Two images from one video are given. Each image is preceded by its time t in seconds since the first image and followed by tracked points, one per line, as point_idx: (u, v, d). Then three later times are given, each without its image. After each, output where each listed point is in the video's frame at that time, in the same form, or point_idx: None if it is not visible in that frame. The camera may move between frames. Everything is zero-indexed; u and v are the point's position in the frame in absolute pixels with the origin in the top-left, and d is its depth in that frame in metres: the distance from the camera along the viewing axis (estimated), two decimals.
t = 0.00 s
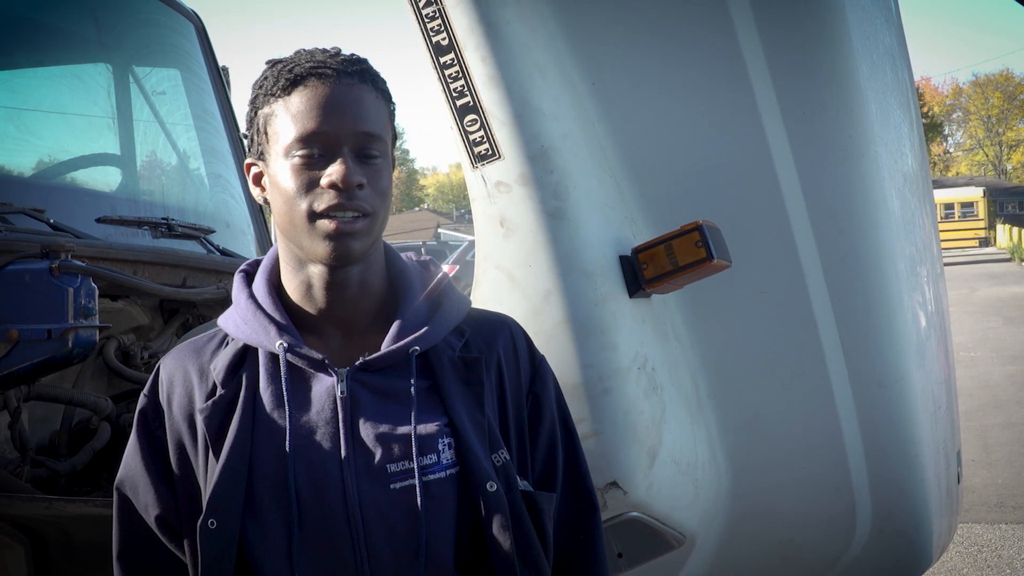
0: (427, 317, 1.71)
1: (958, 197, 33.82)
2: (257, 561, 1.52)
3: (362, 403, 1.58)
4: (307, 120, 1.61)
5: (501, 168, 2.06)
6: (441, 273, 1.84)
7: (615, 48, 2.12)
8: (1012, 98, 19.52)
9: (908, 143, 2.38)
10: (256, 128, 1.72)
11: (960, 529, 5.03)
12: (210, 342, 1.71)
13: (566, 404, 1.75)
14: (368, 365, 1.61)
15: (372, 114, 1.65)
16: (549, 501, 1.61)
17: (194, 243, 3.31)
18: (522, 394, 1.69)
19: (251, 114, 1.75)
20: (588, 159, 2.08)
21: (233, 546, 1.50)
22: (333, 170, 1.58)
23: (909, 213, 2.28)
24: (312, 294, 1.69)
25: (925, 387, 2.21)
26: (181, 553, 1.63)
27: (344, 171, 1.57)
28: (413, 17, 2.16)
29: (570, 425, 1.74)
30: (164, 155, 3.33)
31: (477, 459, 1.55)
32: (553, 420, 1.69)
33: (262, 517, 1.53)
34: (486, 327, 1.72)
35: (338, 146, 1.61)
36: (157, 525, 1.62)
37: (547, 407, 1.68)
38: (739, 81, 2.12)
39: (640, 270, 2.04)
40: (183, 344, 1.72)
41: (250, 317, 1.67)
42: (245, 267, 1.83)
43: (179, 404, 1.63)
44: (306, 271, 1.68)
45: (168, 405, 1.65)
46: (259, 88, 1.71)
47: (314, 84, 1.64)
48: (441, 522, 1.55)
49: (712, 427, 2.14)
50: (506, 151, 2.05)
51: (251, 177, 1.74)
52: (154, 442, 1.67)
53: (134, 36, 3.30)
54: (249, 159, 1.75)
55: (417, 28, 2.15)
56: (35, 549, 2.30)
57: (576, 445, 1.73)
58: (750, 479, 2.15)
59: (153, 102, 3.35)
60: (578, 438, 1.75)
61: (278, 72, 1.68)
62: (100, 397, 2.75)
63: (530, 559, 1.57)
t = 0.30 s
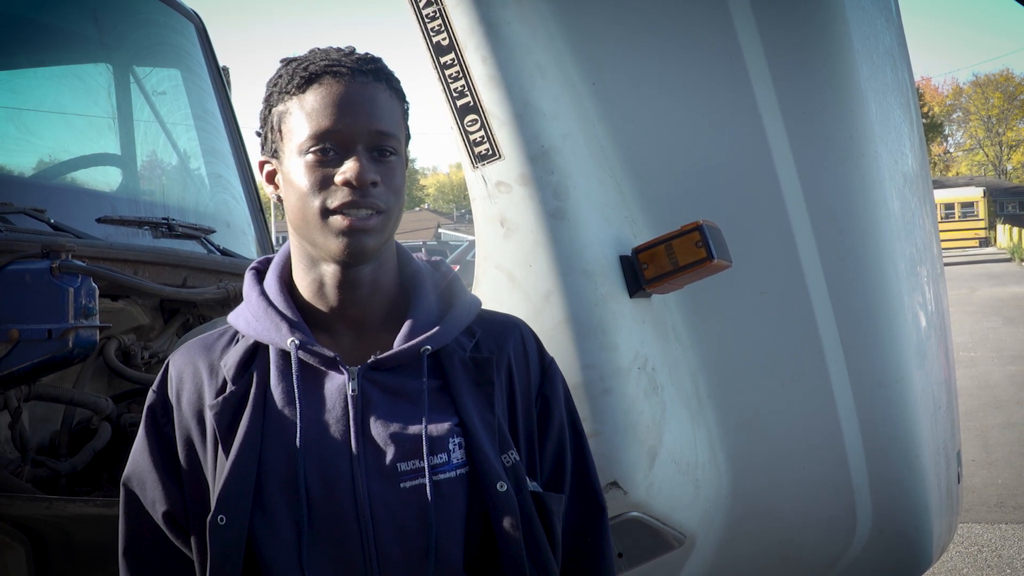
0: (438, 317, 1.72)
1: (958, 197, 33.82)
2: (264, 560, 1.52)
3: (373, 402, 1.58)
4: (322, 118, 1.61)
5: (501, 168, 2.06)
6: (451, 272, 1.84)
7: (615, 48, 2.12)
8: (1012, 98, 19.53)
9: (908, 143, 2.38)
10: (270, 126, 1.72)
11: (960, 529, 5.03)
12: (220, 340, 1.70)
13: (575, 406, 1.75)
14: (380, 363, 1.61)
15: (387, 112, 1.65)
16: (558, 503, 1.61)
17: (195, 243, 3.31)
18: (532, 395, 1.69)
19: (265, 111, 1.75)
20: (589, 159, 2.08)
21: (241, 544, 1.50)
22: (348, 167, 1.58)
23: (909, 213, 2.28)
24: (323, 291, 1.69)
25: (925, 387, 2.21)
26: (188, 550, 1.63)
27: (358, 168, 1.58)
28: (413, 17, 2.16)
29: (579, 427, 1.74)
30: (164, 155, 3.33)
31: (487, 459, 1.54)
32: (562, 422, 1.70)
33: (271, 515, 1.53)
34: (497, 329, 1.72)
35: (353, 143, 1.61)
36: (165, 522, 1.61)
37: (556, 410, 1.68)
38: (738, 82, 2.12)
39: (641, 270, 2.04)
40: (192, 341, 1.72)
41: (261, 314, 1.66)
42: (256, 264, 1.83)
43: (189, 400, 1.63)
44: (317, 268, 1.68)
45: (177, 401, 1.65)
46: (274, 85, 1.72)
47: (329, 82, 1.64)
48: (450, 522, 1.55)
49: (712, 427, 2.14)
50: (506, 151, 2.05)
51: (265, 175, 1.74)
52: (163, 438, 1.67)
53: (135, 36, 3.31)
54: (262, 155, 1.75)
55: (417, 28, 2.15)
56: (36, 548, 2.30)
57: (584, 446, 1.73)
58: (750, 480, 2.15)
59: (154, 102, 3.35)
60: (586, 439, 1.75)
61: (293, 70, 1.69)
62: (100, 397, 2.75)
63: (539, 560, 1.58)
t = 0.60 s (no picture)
0: (438, 316, 1.72)
1: (958, 197, 33.81)
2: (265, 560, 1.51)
3: (373, 402, 1.58)
4: (328, 121, 1.61)
5: (501, 168, 2.06)
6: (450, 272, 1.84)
7: (615, 48, 2.12)
8: (1012, 98, 19.53)
9: (909, 143, 2.38)
10: (274, 125, 1.72)
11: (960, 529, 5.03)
12: (219, 340, 1.70)
13: (574, 405, 1.75)
14: (380, 363, 1.61)
15: (393, 117, 1.65)
16: (558, 501, 1.61)
17: (195, 243, 3.31)
18: (532, 394, 1.69)
19: (269, 110, 1.74)
20: (589, 159, 2.08)
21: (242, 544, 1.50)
22: (352, 171, 1.58)
23: (909, 213, 2.28)
24: (324, 292, 1.68)
25: (925, 387, 2.21)
26: (188, 550, 1.62)
27: (362, 173, 1.57)
28: (413, 17, 2.16)
29: (578, 427, 1.74)
30: (164, 155, 3.32)
31: (487, 458, 1.54)
32: (562, 421, 1.69)
33: (271, 514, 1.53)
34: (496, 328, 1.72)
35: (357, 147, 1.61)
36: (165, 522, 1.61)
37: (555, 409, 1.68)
38: (738, 81, 2.12)
39: (641, 269, 2.04)
40: (192, 341, 1.72)
41: (261, 314, 1.66)
42: (255, 264, 1.83)
43: (188, 401, 1.63)
44: (318, 269, 1.67)
45: (176, 402, 1.64)
46: (279, 85, 1.71)
47: (335, 85, 1.64)
48: (450, 521, 1.55)
49: (712, 426, 2.14)
50: (506, 151, 2.05)
51: (267, 174, 1.74)
52: (162, 439, 1.67)
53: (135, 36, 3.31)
54: (265, 155, 1.75)
55: (417, 28, 2.15)
56: (36, 548, 2.30)
57: (584, 446, 1.73)
58: (751, 479, 2.15)
59: (154, 102, 3.35)
60: (585, 439, 1.75)
61: (298, 71, 1.68)
62: (101, 397, 2.74)
63: (539, 559, 1.58)
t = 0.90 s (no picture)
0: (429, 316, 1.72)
1: (958, 197, 33.80)
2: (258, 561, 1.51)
3: (364, 402, 1.58)
4: (316, 122, 1.61)
5: (501, 168, 2.05)
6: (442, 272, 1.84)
7: (615, 48, 2.12)
8: (1012, 97, 19.52)
9: (909, 143, 2.38)
10: (263, 126, 1.72)
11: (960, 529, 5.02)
12: (212, 343, 1.72)
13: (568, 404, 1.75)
14: (371, 363, 1.61)
15: (381, 117, 1.64)
16: (551, 499, 1.61)
17: (195, 242, 3.31)
18: (524, 393, 1.69)
19: (258, 112, 1.74)
20: (589, 159, 2.08)
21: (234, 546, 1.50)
22: (341, 172, 1.57)
23: (909, 212, 2.27)
24: (315, 292, 1.69)
25: (926, 387, 2.21)
26: (183, 553, 1.61)
27: (351, 173, 1.57)
28: (413, 17, 2.15)
29: (572, 425, 1.74)
30: (164, 155, 3.32)
31: (479, 457, 1.54)
32: (555, 420, 1.69)
33: (264, 515, 1.53)
34: (488, 327, 1.72)
35: (346, 148, 1.61)
36: (159, 524, 1.61)
37: (548, 408, 1.68)
38: (738, 81, 2.12)
39: (641, 269, 2.04)
40: (185, 344, 1.73)
41: (252, 317, 1.67)
42: (247, 267, 1.84)
43: (181, 402, 1.63)
44: (309, 269, 1.67)
45: (170, 404, 1.65)
46: (268, 86, 1.71)
47: (324, 86, 1.63)
48: (443, 521, 1.55)
49: (712, 426, 2.14)
50: (507, 151, 2.04)
51: (257, 174, 1.74)
52: (157, 441, 1.67)
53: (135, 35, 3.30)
54: (255, 156, 1.75)
55: (417, 27, 2.14)
56: (36, 547, 2.30)
57: (578, 445, 1.72)
58: (751, 479, 2.15)
59: (154, 101, 3.35)
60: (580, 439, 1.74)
61: (287, 72, 1.68)
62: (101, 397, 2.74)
63: (533, 558, 1.58)
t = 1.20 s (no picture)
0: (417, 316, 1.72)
1: (958, 197, 33.80)
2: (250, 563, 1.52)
3: (353, 402, 1.57)
4: (303, 126, 1.60)
5: (501, 168, 2.05)
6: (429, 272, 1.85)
7: (615, 49, 2.12)
8: (1013, 97, 19.52)
9: (909, 143, 2.38)
10: (250, 129, 1.71)
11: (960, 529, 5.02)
12: (200, 346, 1.71)
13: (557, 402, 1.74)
14: (360, 363, 1.60)
15: (368, 120, 1.64)
16: (541, 497, 1.60)
17: (195, 242, 3.31)
18: (514, 392, 1.68)
19: (245, 114, 1.74)
20: (588, 159, 2.08)
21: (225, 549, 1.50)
22: (327, 176, 1.57)
23: (909, 212, 2.27)
24: (303, 294, 1.68)
25: (926, 387, 2.21)
26: (174, 556, 1.62)
27: (338, 177, 1.57)
28: (413, 17, 2.15)
29: (562, 424, 1.73)
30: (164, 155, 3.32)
31: (469, 457, 1.54)
32: (544, 419, 1.69)
33: (255, 516, 1.54)
34: (476, 327, 1.71)
35: (333, 151, 1.60)
36: (150, 528, 1.62)
37: (537, 406, 1.68)
38: (738, 81, 2.12)
39: (641, 269, 2.04)
40: (175, 347, 1.72)
41: (241, 319, 1.67)
42: (234, 270, 1.83)
43: (171, 406, 1.63)
44: (296, 273, 1.67)
45: (159, 408, 1.65)
46: (255, 89, 1.70)
47: (310, 89, 1.63)
48: (433, 521, 1.55)
49: (712, 426, 2.14)
50: (507, 151, 2.04)
51: (244, 177, 1.74)
52: (146, 445, 1.67)
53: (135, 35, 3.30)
54: (242, 158, 1.74)
55: (417, 27, 2.14)
56: (36, 547, 2.31)
57: (568, 444, 1.72)
58: (751, 479, 2.15)
59: (154, 102, 3.35)
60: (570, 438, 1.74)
61: (274, 74, 1.67)
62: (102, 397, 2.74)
63: (523, 556, 1.57)
